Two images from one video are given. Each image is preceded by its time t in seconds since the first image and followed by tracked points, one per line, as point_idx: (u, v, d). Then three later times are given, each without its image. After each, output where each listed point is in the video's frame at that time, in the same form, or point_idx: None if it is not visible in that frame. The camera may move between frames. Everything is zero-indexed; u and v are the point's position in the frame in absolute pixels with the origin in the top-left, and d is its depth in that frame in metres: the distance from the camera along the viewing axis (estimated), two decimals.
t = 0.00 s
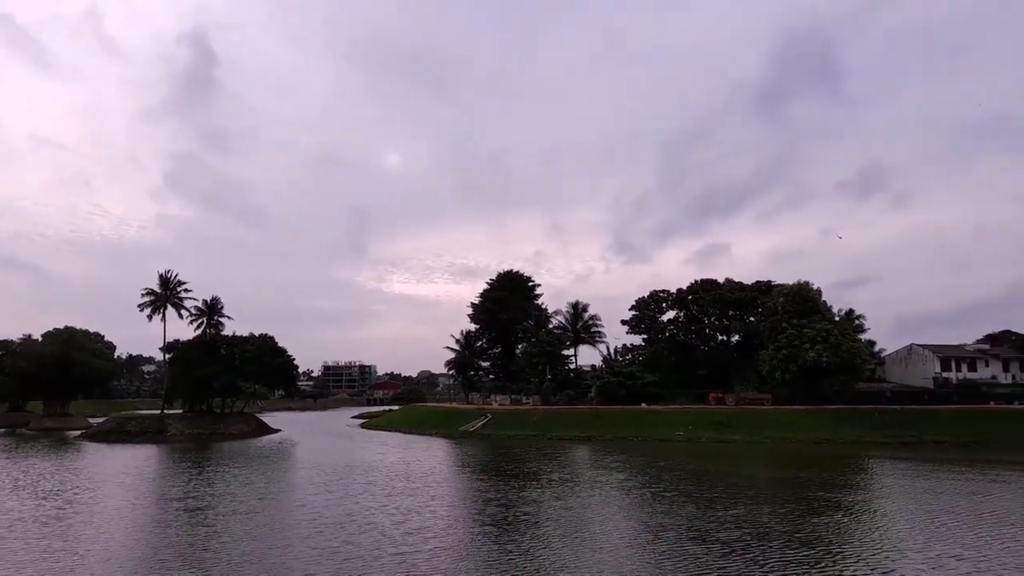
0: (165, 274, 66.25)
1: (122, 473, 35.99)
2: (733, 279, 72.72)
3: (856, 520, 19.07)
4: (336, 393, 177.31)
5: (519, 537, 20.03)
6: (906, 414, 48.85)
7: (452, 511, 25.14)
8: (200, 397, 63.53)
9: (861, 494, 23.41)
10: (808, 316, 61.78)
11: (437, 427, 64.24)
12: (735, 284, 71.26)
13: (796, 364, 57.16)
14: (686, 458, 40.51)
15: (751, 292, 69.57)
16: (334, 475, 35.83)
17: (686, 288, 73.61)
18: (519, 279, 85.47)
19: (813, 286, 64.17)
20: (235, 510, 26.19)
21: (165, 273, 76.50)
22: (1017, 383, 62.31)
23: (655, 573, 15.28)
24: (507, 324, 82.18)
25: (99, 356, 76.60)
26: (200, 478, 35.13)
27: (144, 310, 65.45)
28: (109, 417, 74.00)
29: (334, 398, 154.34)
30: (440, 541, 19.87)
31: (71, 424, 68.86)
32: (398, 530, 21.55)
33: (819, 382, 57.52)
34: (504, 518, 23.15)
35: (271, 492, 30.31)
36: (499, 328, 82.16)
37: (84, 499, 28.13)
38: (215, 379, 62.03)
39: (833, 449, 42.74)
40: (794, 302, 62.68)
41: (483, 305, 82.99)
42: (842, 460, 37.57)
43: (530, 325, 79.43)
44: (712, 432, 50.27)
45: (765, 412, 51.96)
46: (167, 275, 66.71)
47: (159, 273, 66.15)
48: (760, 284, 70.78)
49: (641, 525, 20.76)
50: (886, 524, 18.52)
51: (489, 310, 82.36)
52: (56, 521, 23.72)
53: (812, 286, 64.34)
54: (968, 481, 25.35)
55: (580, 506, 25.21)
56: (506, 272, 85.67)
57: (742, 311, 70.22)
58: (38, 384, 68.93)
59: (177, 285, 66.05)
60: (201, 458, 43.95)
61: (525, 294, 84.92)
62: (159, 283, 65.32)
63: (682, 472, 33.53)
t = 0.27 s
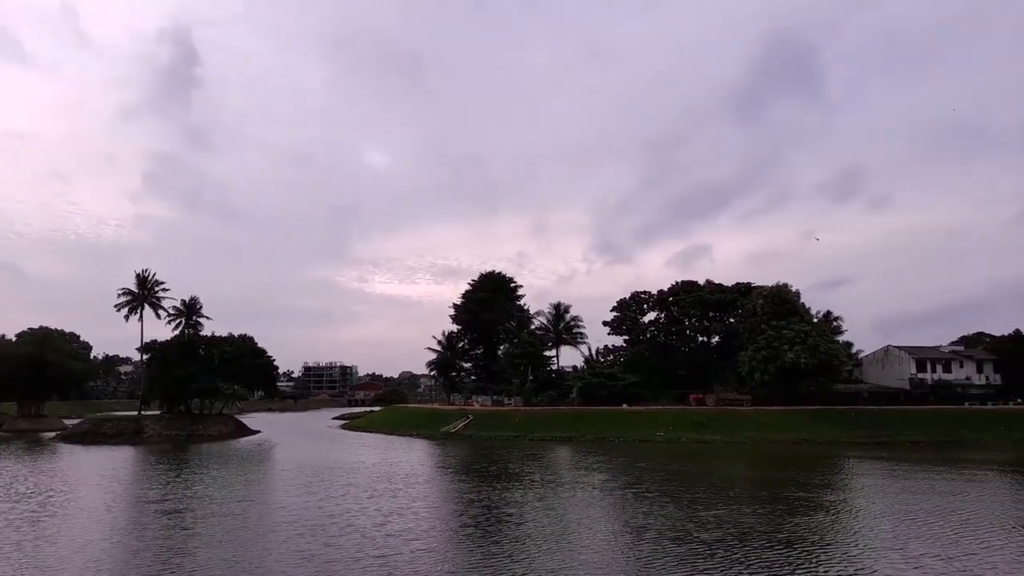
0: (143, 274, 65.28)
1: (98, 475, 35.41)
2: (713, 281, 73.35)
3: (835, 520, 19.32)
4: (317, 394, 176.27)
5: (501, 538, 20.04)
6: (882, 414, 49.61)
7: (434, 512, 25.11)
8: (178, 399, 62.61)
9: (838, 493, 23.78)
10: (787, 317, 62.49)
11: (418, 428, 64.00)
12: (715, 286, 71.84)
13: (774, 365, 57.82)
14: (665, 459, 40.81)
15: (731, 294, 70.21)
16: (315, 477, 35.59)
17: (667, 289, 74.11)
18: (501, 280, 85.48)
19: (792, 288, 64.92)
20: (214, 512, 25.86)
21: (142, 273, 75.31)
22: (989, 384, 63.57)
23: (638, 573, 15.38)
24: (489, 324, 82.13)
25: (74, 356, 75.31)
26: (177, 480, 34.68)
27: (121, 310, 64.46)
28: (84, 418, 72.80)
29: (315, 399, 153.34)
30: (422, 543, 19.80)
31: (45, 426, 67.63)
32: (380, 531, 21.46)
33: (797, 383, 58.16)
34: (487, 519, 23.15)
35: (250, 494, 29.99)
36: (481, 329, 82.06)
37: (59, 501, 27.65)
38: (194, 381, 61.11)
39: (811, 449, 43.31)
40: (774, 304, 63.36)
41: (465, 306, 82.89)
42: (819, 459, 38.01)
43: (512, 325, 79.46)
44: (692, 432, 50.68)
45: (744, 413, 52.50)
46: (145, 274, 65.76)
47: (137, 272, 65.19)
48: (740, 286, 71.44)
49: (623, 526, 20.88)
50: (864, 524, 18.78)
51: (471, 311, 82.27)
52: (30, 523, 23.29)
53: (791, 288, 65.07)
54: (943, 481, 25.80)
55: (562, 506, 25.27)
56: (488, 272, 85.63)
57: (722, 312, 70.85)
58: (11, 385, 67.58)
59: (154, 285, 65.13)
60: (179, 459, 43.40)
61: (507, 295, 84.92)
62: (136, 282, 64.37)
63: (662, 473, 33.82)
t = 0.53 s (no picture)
0: (125, 271, 64.37)
1: (78, 475, 34.83)
2: (700, 280, 73.55)
3: (824, 519, 19.30)
4: (302, 393, 175.05)
5: (488, 537, 19.82)
6: (868, 413, 49.94)
7: (420, 511, 24.88)
8: (161, 398, 61.40)
9: (825, 492, 23.82)
10: (773, 316, 62.76)
11: (404, 428, 63.64)
12: (702, 285, 72.02)
13: (760, 364, 58.07)
14: (652, 457, 40.81)
15: (718, 293, 70.44)
16: (300, 476, 35.20)
17: (654, 288, 74.20)
18: (489, 278, 85.25)
19: (778, 288, 65.20)
20: (196, 513, 25.43)
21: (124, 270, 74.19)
22: (972, 383, 64.25)
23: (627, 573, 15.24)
24: (476, 323, 81.87)
25: (55, 354, 74.11)
26: (159, 481, 34.17)
27: (102, 308, 63.48)
28: (64, 417, 71.71)
29: (300, 398, 152.36)
30: (408, 543, 19.57)
31: (24, 425, 66.55)
32: (366, 532, 21.20)
33: (783, 381, 58.44)
34: (474, 519, 22.94)
35: (234, 494, 29.57)
36: (468, 327, 81.78)
37: (38, 502, 27.12)
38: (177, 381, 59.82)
39: (796, 448, 43.52)
40: (760, 303, 63.61)
41: (452, 304, 82.61)
42: (806, 458, 38.13)
43: (499, 324, 79.24)
44: (679, 431, 50.77)
45: (730, 412, 52.69)
46: (127, 271, 64.81)
47: (119, 270, 64.26)
48: (727, 285, 71.68)
49: (611, 525, 20.77)
50: (853, 522, 18.77)
51: (458, 309, 81.99)
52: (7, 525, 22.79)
53: (777, 287, 65.36)
54: (929, 480, 25.91)
55: (550, 506, 25.11)
56: (475, 271, 85.36)
57: (708, 311, 71.07)
58: None
59: (137, 282, 64.24)
60: (162, 459, 42.82)
61: (494, 294, 84.71)
62: (119, 280, 63.45)
63: (649, 472, 33.80)
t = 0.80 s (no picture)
0: (105, 270, 63.64)
1: (58, 475, 34.49)
2: (683, 279, 74.22)
3: (804, 516, 19.65)
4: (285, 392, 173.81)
5: (474, 536, 19.94)
6: (847, 410, 50.76)
7: (405, 510, 24.98)
8: (141, 397, 61.32)
9: (805, 488, 24.27)
10: (754, 315, 63.53)
11: (388, 427, 63.57)
12: (684, 284, 72.69)
13: (742, 362, 58.78)
14: (635, 455, 41.20)
15: (700, 292, 71.14)
16: (284, 476, 35.10)
17: (637, 287, 74.75)
18: (473, 277, 85.38)
19: (759, 287, 65.97)
20: (179, 513, 25.31)
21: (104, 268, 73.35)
22: (948, 380, 65.48)
23: (613, 570, 15.43)
24: (460, 322, 81.92)
25: (33, 353, 73.15)
26: (141, 481, 33.93)
27: (82, 307, 62.74)
28: (43, 417, 70.77)
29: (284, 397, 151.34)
30: (394, 542, 19.66)
31: (2, 426, 65.62)
32: (351, 531, 21.26)
33: (764, 379, 59.18)
34: (460, 517, 23.07)
35: (216, 495, 29.41)
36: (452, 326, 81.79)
37: (18, 503, 26.85)
38: (157, 380, 59.67)
39: (777, 445, 44.16)
40: (741, 302, 64.34)
41: (436, 303, 82.60)
42: (786, 455, 38.70)
43: (483, 323, 79.40)
44: (661, 429, 51.27)
45: (712, 409, 53.31)
46: (108, 270, 64.08)
47: (99, 268, 63.52)
48: (709, 284, 72.40)
49: (595, 522, 21.03)
50: (833, 519, 19.13)
51: (442, 308, 81.98)
52: None
53: (758, 286, 66.14)
54: (906, 476, 26.47)
55: (534, 504, 25.29)
56: (459, 270, 85.45)
57: (691, 310, 71.75)
58: None
59: (117, 281, 63.55)
60: (144, 459, 42.46)
61: (479, 292, 84.83)
62: (99, 279, 62.72)
63: (633, 469, 34.18)
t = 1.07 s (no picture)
0: (83, 268, 62.64)
1: (33, 477, 33.93)
2: (665, 279, 74.76)
3: (784, 515, 19.86)
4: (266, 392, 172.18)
5: (457, 537, 19.92)
6: (826, 410, 51.43)
7: (388, 511, 24.92)
8: (120, 398, 60.18)
9: (785, 488, 24.59)
10: (735, 315, 64.16)
11: (370, 427, 63.28)
12: (666, 284, 73.22)
13: (723, 362, 59.34)
14: (617, 455, 41.44)
15: (682, 293, 71.71)
16: (265, 477, 34.82)
17: (619, 288, 75.16)
18: (456, 277, 85.29)
19: (740, 288, 66.64)
20: (159, 515, 25.01)
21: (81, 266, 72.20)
22: (925, 381, 66.63)
23: (597, 570, 15.52)
24: (443, 322, 81.72)
25: (8, 353, 71.79)
26: (119, 482, 33.48)
27: (59, 306, 61.67)
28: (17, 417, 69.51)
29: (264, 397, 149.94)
30: (378, 543, 19.61)
31: None
32: (334, 532, 21.17)
33: (744, 379, 59.77)
34: (443, 518, 23.05)
35: (196, 496, 29.06)
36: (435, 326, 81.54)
37: None
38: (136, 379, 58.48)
39: (756, 444, 44.67)
40: (723, 302, 64.94)
41: (419, 303, 82.36)
42: (765, 454, 39.14)
43: (466, 323, 79.26)
44: (643, 428, 51.60)
45: (693, 409, 53.76)
46: (85, 268, 63.07)
47: (76, 267, 62.50)
48: (690, 285, 72.99)
49: (579, 522, 21.13)
50: (813, 518, 19.37)
51: (425, 308, 81.73)
52: None
53: (739, 287, 66.81)
54: (884, 475, 26.92)
55: (517, 504, 25.31)
56: (442, 270, 85.30)
57: (673, 310, 72.29)
58: None
59: (95, 280, 62.60)
60: (121, 460, 41.88)
61: (462, 292, 84.73)
62: (76, 277, 61.71)
63: (615, 469, 34.38)
